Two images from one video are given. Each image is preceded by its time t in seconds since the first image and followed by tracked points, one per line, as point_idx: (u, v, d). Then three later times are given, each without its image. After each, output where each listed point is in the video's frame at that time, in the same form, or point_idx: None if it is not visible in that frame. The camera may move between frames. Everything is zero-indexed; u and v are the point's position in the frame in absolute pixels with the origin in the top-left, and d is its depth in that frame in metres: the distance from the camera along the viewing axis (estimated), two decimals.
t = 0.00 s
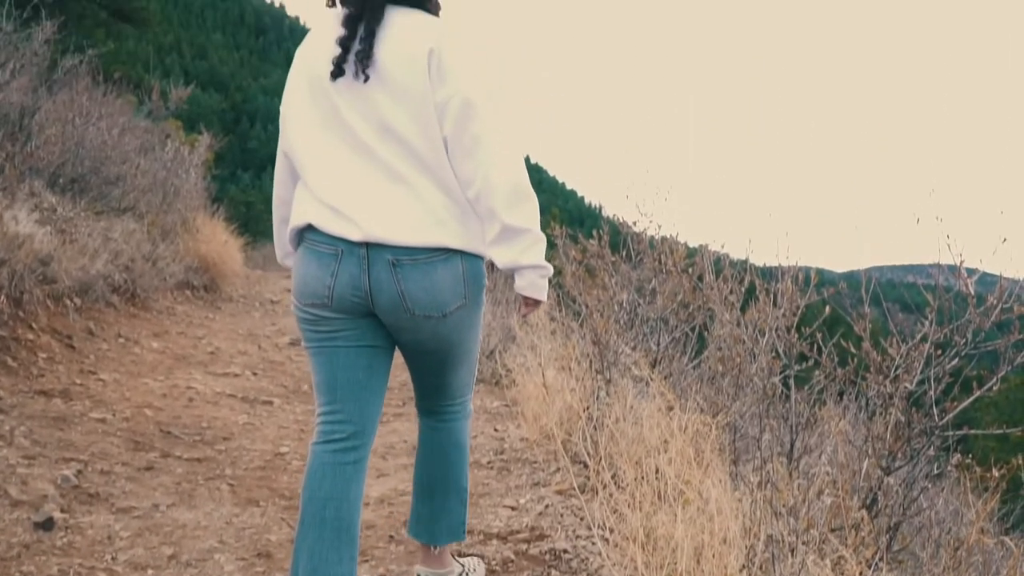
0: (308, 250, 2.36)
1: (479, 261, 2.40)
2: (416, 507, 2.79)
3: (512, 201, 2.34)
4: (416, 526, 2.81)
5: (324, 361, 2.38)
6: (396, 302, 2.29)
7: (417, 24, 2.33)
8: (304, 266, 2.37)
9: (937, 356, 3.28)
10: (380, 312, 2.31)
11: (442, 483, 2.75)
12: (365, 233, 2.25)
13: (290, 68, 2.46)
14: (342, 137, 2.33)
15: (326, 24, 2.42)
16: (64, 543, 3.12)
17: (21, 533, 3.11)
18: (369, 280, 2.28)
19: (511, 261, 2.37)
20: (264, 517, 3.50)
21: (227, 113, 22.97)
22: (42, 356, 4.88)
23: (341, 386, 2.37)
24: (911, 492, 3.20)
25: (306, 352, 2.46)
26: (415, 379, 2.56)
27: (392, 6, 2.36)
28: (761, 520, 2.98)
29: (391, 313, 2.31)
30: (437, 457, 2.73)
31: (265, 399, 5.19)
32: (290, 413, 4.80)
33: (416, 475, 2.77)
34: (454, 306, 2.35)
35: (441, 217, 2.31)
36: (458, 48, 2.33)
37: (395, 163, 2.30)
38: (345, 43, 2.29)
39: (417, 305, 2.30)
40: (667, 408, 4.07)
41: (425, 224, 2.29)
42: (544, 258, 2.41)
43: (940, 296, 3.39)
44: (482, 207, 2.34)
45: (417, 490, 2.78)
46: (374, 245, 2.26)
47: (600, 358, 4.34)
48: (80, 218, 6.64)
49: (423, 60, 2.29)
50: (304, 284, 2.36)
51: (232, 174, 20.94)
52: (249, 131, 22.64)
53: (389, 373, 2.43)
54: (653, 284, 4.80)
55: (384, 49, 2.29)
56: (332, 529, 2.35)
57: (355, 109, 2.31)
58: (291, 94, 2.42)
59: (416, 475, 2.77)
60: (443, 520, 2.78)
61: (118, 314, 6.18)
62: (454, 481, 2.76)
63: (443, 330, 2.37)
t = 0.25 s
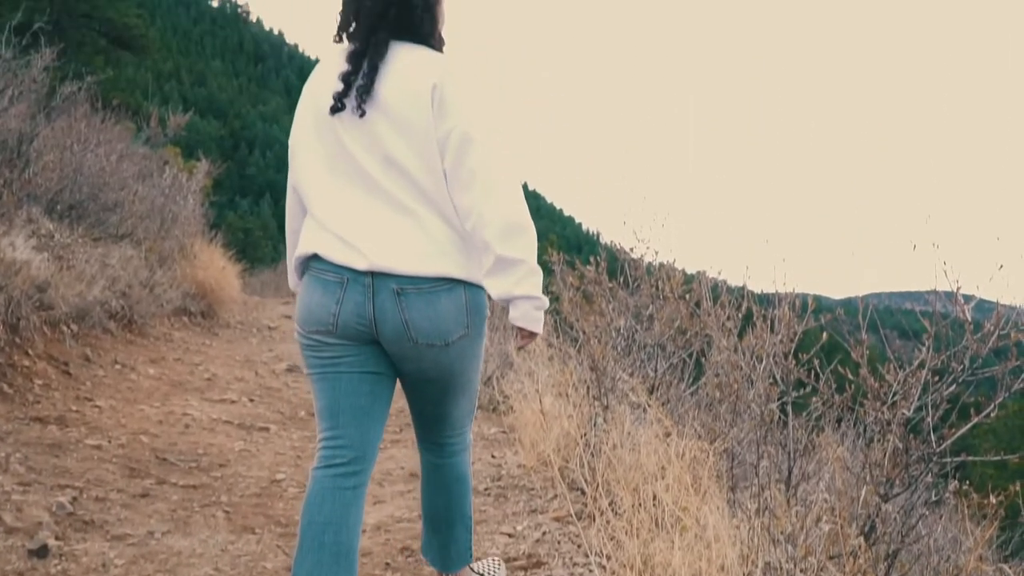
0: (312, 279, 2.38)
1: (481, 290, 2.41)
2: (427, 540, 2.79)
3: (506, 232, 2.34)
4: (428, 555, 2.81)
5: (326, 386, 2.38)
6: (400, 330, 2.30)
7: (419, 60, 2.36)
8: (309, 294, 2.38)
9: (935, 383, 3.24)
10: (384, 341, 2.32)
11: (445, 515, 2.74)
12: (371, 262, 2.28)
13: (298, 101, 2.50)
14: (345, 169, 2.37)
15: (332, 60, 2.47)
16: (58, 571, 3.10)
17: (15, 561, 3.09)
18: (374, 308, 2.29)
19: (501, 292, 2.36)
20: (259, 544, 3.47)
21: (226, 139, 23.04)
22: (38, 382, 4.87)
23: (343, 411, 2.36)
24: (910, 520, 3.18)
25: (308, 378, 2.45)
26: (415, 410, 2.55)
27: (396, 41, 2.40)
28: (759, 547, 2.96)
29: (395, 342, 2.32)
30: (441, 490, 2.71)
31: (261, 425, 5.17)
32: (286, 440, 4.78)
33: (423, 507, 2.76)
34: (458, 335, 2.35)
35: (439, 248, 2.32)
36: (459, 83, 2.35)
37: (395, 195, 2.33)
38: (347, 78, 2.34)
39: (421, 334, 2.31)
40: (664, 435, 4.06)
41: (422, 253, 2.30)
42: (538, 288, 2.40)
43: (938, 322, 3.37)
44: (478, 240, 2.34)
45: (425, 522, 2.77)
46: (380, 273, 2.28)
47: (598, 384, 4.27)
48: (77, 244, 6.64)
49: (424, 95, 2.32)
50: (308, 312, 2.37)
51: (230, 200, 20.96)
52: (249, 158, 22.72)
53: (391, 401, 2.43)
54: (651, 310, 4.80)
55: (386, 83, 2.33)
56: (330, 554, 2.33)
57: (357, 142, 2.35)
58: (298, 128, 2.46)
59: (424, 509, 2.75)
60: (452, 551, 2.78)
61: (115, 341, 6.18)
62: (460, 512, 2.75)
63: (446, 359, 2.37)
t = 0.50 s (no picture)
0: (318, 307, 2.38)
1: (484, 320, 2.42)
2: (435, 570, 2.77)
3: (506, 263, 2.32)
4: None
5: (330, 412, 2.38)
6: (405, 359, 2.31)
7: (426, 95, 2.40)
8: (314, 322, 2.38)
9: (932, 410, 3.25)
10: (389, 370, 2.33)
11: (449, 545, 2.71)
12: (378, 291, 2.29)
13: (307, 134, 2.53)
14: (351, 203, 2.39)
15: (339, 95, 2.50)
16: None
17: None
18: (379, 337, 2.30)
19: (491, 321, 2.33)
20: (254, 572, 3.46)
21: (225, 166, 23.11)
22: (34, 409, 4.87)
23: (346, 437, 2.36)
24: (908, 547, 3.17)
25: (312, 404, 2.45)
26: (418, 439, 2.53)
27: (403, 77, 2.44)
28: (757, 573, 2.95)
29: (401, 371, 2.33)
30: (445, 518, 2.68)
31: (258, 452, 5.16)
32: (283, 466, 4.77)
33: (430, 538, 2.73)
34: (462, 365, 2.35)
35: (445, 280, 2.34)
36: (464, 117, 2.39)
37: (401, 227, 2.35)
38: (354, 113, 2.37)
39: (426, 363, 2.32)
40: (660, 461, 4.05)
41: (428, 284, 2.31)
42: (534, 320, 2.35)
43: (935, 349, 3.38)
44: (475, 270, 2.34)
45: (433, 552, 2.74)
46: (387, 303, 2.30)
47: (596, 410, 4.24)
48: (75, 270, 6.66)
49: (430, 129, 2.36)
50: (313, 340, 2.38)
51: (228, 227, 20.98)
52: (248, 185, 22.78)
53: (394, 429, 2.43)
54: (648, 336, 4.80)
55: (393, 118, 2.36)
56: None
57: (363, 176, 2.37)
58: (304, 164, 2.49)
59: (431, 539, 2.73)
60: None
61: (112, 367, 6.18)
62: (466, 542, 2.72)
63: (449, 388, 2.37)
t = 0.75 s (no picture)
0: (326, 334, 2.40)
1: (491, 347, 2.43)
2: None
3: (504, 294, 2.32)
4: None
5: (335, 435, 2.38)
6: (413, 386, 2.32)
7: (433, 128, 2.41)
8: (322, 349, 2.40)
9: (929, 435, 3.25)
10: (396, 397, 2.34)
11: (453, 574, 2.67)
12: (386, 319, 2.31)
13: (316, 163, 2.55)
14: (360, 235, 2.41)
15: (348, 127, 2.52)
16: None
17: None
18: (388, 363, 2.31)
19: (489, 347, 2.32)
20: None
21: (223, 192, 23.16)
22: (30, 434, 4.86)
23: (350, 460, 2.36)
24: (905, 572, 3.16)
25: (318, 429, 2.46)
26: (422, 463, 2.52)
27: (411, 110, 2.45)
28: None
29: (409, 398, 2.33)
30: (450, 547, 2.64)
31: (254, 477, 5.15)
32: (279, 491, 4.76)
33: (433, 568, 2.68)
34: (468, 391, 2.36)
35: (450, 311, 2.34)
36: (472, 148, 2.39)
37: (409, 258, 2.36)
38: (361, 147, 2.38)
39: (433, 389, 2.33)
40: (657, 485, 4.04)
41: (436, 314, 2.32)
42: (528, 349, 2.35)
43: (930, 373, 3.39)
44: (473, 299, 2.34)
45: None
46: (395, 330, 2.31)
47: (593, 434, 4.25)
48: (72, 295, 6.66)
49: (437, 162, 2.36)
50: (320, 366, 2.39)
51: (226, 251, 20.99)
52: (246, 210, 22.83)
53: (398, 455, 2.43)
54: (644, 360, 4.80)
55: (399, 151, 2.37)
56: None
57: (371, 208, 2.39)
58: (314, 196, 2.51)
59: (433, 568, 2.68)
60: None
61: (108, 392, 6.17)
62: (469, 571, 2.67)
63: (455, 414, 2.37)
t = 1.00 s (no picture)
0: (335, 355, 2.40)
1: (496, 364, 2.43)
2: None
3: (502, 313, 2.32)
4: None
5: (340, 449, 2.39)
6: (421, 401, 2.32)
7: (442, 154, 2.42)
8: (330, 368, 2.40)
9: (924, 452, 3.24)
10: (404, 413, 2.34)
11: None
12: (394, 335, 2.32)
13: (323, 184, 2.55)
14: (369, 258, 2.42)
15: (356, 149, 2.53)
16: None
17: None
18: (395, 379, 2.32)
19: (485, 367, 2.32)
20: None
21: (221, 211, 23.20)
22: (25, 452, 4.85)
23: (355, 474, 2.37)
24: None
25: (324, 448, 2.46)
26: (427, 478, 2.53)
27: (420, 135, 2.47)
28: None
29: (416, 413, 2.33)
30: (451, 564, 2.62)
31: (249, 495, 5.13)
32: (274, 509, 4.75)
33: None
34: (475, 406, 2.35)
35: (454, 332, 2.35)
36: (480, 174, 2.41)
37: (417, 282, 2.37)
38: (371, 173, 2.39)
39: (440, 404, 2.33)
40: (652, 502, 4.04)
41: (445, 336, 2.33)
42: (524, 370, 2.34)
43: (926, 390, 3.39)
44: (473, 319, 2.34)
45: None
46: (403, 347, 2.32)
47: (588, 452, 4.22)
48: (68, 313, 6.67)
49: (445, 187, 2.38)
50: (329, 386, 2.38)
51: (223, 271, 21.00)
52: (244, 230, 22.86)
53: (403, 472, 2.43)
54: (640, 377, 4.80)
55: (409, 177, 2.39)
56: None
57: (380, 232, 2.40)
58: (322, 219, 2.51)
59: None
60: None
61: (103, 410, 6.16)
62: None
63: (462, 429, 2.36)
